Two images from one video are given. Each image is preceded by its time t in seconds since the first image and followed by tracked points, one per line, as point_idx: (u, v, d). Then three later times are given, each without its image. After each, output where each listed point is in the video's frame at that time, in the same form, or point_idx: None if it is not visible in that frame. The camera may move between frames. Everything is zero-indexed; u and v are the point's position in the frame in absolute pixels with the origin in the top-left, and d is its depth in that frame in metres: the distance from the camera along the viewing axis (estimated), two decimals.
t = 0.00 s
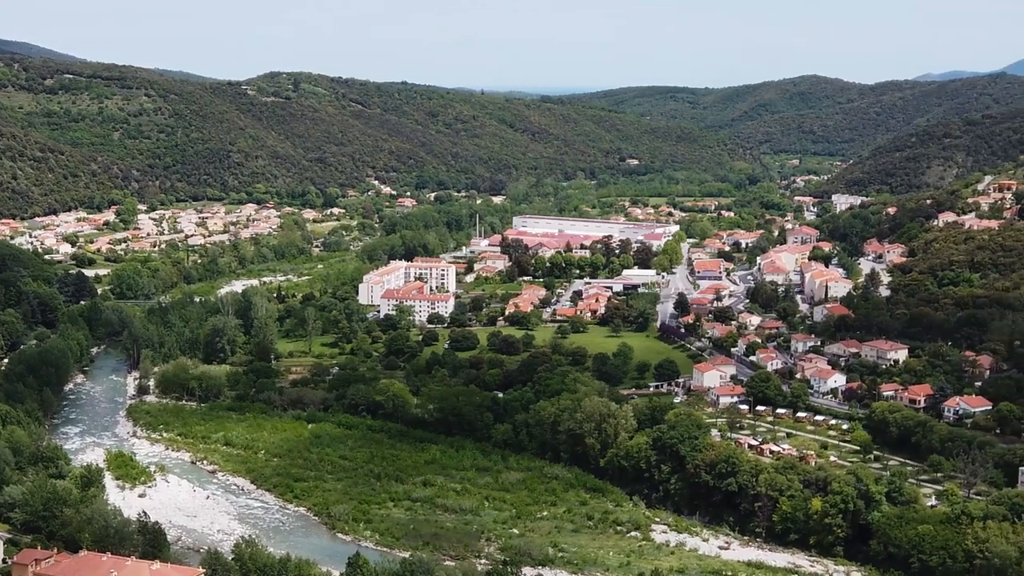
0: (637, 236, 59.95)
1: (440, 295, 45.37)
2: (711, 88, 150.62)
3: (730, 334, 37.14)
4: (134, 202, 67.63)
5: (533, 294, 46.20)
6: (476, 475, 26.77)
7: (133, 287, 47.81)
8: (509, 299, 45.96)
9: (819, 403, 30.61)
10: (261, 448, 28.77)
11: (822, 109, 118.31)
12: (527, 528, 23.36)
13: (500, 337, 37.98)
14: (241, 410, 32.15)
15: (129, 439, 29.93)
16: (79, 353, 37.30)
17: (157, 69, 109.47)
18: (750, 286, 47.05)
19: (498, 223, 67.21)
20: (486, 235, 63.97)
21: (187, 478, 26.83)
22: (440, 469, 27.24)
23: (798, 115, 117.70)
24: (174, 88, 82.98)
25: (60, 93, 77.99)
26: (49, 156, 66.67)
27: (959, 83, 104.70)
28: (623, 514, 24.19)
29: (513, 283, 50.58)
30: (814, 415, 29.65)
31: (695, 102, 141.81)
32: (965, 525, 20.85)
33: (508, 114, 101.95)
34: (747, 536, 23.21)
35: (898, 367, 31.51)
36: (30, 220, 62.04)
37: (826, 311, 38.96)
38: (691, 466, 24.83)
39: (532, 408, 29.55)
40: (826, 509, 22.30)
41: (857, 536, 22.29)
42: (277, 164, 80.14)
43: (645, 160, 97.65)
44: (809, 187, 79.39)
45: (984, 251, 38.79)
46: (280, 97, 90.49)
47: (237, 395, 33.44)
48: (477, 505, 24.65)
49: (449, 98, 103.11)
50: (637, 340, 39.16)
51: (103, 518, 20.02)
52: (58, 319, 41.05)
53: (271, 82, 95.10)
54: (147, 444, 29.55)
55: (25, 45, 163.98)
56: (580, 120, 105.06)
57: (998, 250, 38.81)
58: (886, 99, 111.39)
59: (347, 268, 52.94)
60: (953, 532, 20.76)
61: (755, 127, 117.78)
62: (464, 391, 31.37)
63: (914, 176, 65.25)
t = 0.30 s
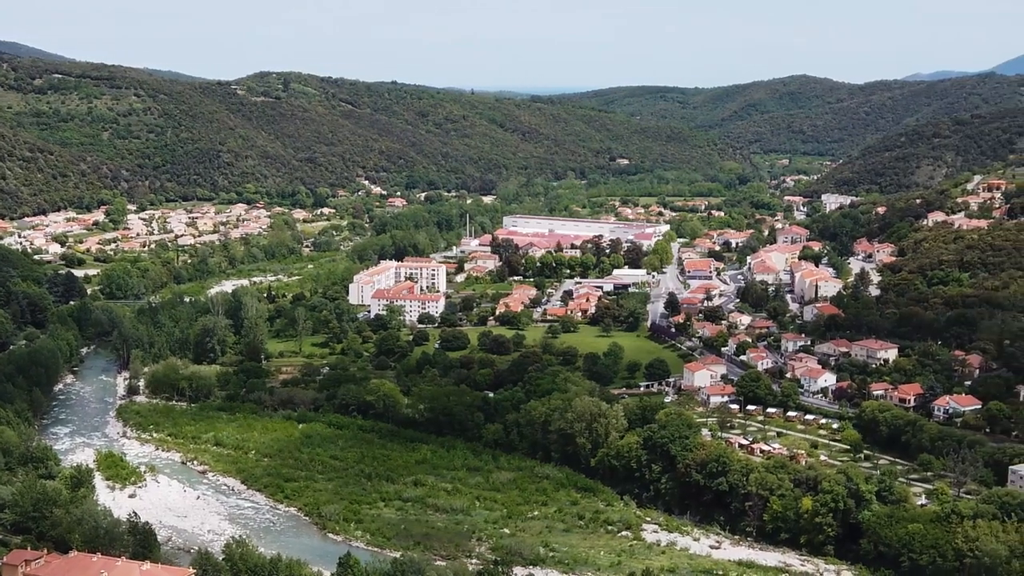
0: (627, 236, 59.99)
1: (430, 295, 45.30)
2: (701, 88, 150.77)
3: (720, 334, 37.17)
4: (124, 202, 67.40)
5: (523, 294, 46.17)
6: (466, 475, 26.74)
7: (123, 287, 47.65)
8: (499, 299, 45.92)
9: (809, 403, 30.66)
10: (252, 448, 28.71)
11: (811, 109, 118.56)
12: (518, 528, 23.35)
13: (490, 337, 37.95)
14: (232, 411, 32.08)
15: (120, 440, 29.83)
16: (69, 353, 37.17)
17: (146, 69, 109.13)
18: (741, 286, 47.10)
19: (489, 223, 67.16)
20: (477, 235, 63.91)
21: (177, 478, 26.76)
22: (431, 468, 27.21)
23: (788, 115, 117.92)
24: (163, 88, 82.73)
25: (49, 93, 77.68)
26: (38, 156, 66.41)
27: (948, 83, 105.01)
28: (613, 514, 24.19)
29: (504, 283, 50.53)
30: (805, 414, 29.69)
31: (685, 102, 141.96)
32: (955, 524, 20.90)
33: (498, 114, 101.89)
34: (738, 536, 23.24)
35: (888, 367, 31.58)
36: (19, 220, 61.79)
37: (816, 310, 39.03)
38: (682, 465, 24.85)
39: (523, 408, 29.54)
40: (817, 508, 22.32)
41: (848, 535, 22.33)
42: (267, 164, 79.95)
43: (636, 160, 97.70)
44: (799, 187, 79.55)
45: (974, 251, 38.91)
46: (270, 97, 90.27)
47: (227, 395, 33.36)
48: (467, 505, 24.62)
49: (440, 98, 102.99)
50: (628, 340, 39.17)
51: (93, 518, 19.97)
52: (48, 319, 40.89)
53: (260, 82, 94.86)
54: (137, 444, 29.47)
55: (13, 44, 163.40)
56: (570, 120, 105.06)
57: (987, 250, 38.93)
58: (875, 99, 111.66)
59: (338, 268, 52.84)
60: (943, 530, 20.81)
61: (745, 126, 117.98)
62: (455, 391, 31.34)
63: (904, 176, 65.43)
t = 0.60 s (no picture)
0: (622, 235, 60.00)
1: (425, 295, 45.28)
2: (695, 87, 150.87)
3: (715, 333, 37.21)
4: (118, 202, 67.25)
5: (518, 293, 46.16)
6: (461, 475, 26.72)
7: (117, 287, 47.55)
8: (494, 298, 45.89)
9: (804, 402, 30.71)
10: (246, 448, 28.66)
11: (806, 108, 118.67)
12: (513, 527, 23.35)
13: (485, 337, 37.94)
14: (226, 410, 32.02)
15: (114, 440, 29.77)
16: (63, 353, 37.07)
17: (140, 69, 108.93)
18: (735, 285, 47.14)
19: (483, 223, 67.10)
20: (471, 235, 63.87)
21: (172, 478, 26.72)
22: (425, 468, 27.18)
23: (782, 115, 118.10)
24: (158, 87, 82.59)
25: (43, 93, 77.51)
26: (32, 156, 66.26)
27: (942, 83, 105.20)
28: (608, 513, 24.20)
29: (498, 283, 50.49)
30: (799, 413, 29.73)
31: (680, 101, 141.98)
32: (949, 523, 20.94)
33: (492, 114, 101.86)
34: (733, 535, 23.27)
35: (883, 367, 31.64)
36: (13, 221, 61.67)
37: (810, 310, 39.09)
38: (676, 465, 24.88)
39: (518, 408, 29.54)
40: (811, 508, 22.34)
41: (842, 534, 22.36)
42: (261, 164, 79.82)
43: (630, 160, 97.72)
44: (793, 187, 79.63)
45: (968, 250, 38.99)
46: (264, 97, 90.14)
47: (221, 395, 33.31)
48: (462, 505, 24.61)
49: (434, 98, 102.91)
50: (622, 340, 39.19)
51: (88, 518, 19.95)
52: (42, 319, 40.77)
53: (254, 82, 94.68)
54: (131, 444, 29.40)
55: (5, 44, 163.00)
56: (565, 120, 105.03)
57: (981, 249, 39.01)
58: (869, 99, 111.82)
59: (332, 268, 52.76)
60: (937, 529, 20.85)
61: (739, 126, 118.11)
62: (450, 391, 31.35)
63: (898, 175, 65.52)
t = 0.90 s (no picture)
0: (619, 235, 59.97)
1: (421, 295, 45.24)
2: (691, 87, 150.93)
3: (711, 333, 37.23)
4: (114, 202, 67.15)
5: (515, 293, 46.15)
6: (458, 474, 26.71)
7: (113, 286, 47.47)
8: (491, 298, 45.88)
9: (800, 402, 30.70)
10: (242, 448, 28.62)
11: (801, 108, 118.77)
12: (509, 526, 23.35)
13: (482, 336, 37.91)
14: (223, 410, 31.98)
15: (110, 440, 29.73)
16: (59, 353, 37.01)
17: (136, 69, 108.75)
18: (732, 285, 47.17)
19: (480, 222, 67.05)
20: (467, 234, 63.83)
21: (168, 478, 26.67)
22: (422, 468, 27.16)
23: (779, 114, 118.16)
24: (154, 87, 82.48)
25: (39, 93, 77.41)
26: (28, 156, 66.16)
27: (938, 83, 105.27)
28: (605, 513, 24.20)
29: (495, 283, 50.48)
30: (796, 413, 29.75)
31: (676, 101, 141.95)
32: (946, 522, 20.95)
33: (489, 114, 101.83)
34: (729, 534, 23.28)
35: (879, 366, 31.68)
36: (9, 220, 61.57)
37: (807, 309, 39.13)
38: (673, 464, 24.88)
39: (514, 408, 29.53)
40: (808, 507, 22.33)
41: (839, 534, 22.38)
42: (258, 164, 79.72)
43: (626, 159, 97.72)
44: (789, 186, 79.64)
45: (964, 249, 39.03)
46: (260, 96, 90.04)
47: (218, 395, 33.27)
48: (459, 504, 24.60)
49: (430, 97, 102.84)
50: (619, 339, 39.18)
51: (84, 518, 19.94)
52: (38, 319, 40.69)
53: (250, 82, 94.55)
54: (128, 444, 29.35)
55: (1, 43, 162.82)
56: (561, 119, 105.00)
57: (977, 248, 39.05)
58: (866, 98, 111.87)
59: (329, 267, 52.69)
60: (934, 528, 20.87)
61: (735, 125, 118.17)
62: (447, 391, 31.35)
63: (894, 174, 65.56)
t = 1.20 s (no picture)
0: (616, 234, 59.98)
1: (419, 294, 45.24)
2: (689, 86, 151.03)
3: (709, 332, 37.26)
4: (111, 201, 67.12)
5: (512, 292, 46.16)
6: (456, 474, 26.70)
7: (110, 286, 47.43)
8: (488, 297, 45.89)
9: (798, 401, 30.72)
10: (240, 447, 28.61)
11: (799, 108, 118.77)
12: (507, 526, 23.34)
13: (479, 336, 37.90)
14: (220, 409, 31.96)
15: (108, 439, 29.70)
16: (56, 352, 36.97)
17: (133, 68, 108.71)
18: (729, 284, 47.21)
19: (477, 221, 67.06)
20: (465, 234, 63.84)
21: (166, 477, 26.65)
22: (420, 467, 27.16)
23: (776, 113, 118.24)
24: (151, 86, 82.44)
25: (36, 92, 77.38)
26: (25, 155, 66.08)
27: (936, 82, 105.36)
28: (602, 512, 24.21)
29: (492, 282, 50.48)
30: (793, 412, 29.77)
31: (673, 100, 141.95)
32: (943, 521, 20.96)
33: (486, 113, 101.85)
34: (727, 533, 23.30)
35: (877, 365, 31.70)
36: (6, 220, 61.52)
37: (804, 309, 39.16)
38: (671, 463, 24.88)
39: (512, 407, 29.53)
40: (806, 506, 22.35)
41: (836, 533, 22.41)
42: (255, 163, 79.67)
43: (624, 159, 97.78)
44: (787, 186, 79.61)
45: (961, 249, 39.06)
46: (257, 96, 90.02)
47: (215, 394, 33.26)
48: (457, 504, 24.59)
49: (428, 97, 102.83)
50: (617, 338, 39.18)
51: (82, 517, 19.92)
52: (35, 318, 40.66)
53: (248, 81, 94.51)
54: (125, 443, 29.33)
55: None
56: (559, 118, 105.01)
57: (975, 247, 39.09)
58: (863, 98, 111.92)
59: (326, 267, 52.67)
60: (931, 527, 20.88)
61: (733, 124, 118.24)
62: (444, 390, 31.36)
63: (891, 174, 65.58)
